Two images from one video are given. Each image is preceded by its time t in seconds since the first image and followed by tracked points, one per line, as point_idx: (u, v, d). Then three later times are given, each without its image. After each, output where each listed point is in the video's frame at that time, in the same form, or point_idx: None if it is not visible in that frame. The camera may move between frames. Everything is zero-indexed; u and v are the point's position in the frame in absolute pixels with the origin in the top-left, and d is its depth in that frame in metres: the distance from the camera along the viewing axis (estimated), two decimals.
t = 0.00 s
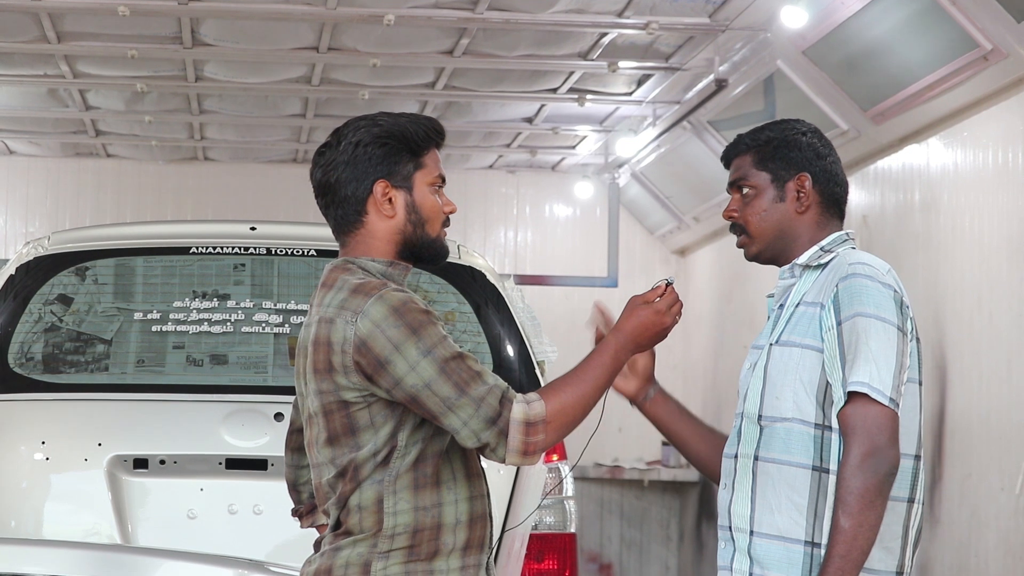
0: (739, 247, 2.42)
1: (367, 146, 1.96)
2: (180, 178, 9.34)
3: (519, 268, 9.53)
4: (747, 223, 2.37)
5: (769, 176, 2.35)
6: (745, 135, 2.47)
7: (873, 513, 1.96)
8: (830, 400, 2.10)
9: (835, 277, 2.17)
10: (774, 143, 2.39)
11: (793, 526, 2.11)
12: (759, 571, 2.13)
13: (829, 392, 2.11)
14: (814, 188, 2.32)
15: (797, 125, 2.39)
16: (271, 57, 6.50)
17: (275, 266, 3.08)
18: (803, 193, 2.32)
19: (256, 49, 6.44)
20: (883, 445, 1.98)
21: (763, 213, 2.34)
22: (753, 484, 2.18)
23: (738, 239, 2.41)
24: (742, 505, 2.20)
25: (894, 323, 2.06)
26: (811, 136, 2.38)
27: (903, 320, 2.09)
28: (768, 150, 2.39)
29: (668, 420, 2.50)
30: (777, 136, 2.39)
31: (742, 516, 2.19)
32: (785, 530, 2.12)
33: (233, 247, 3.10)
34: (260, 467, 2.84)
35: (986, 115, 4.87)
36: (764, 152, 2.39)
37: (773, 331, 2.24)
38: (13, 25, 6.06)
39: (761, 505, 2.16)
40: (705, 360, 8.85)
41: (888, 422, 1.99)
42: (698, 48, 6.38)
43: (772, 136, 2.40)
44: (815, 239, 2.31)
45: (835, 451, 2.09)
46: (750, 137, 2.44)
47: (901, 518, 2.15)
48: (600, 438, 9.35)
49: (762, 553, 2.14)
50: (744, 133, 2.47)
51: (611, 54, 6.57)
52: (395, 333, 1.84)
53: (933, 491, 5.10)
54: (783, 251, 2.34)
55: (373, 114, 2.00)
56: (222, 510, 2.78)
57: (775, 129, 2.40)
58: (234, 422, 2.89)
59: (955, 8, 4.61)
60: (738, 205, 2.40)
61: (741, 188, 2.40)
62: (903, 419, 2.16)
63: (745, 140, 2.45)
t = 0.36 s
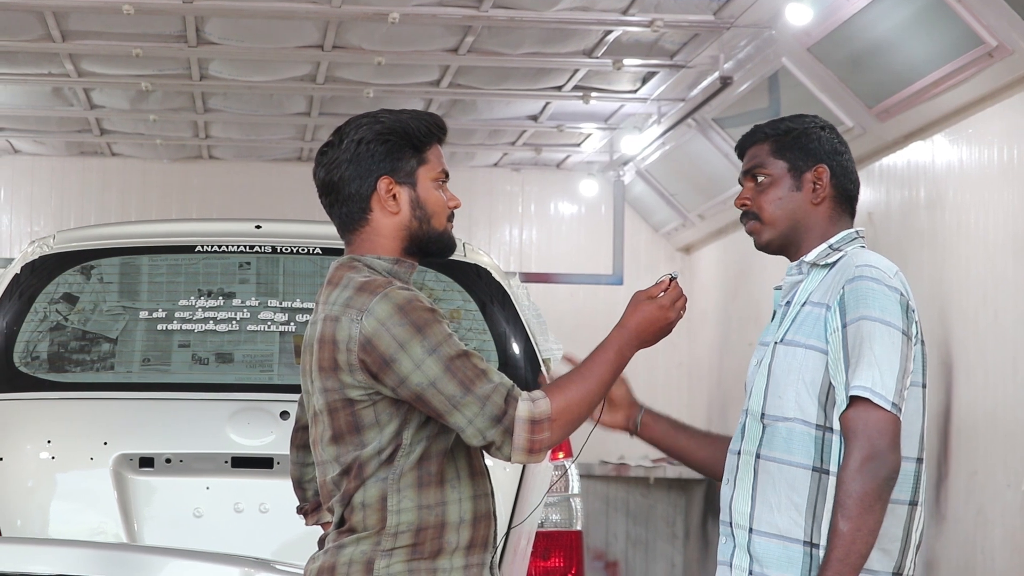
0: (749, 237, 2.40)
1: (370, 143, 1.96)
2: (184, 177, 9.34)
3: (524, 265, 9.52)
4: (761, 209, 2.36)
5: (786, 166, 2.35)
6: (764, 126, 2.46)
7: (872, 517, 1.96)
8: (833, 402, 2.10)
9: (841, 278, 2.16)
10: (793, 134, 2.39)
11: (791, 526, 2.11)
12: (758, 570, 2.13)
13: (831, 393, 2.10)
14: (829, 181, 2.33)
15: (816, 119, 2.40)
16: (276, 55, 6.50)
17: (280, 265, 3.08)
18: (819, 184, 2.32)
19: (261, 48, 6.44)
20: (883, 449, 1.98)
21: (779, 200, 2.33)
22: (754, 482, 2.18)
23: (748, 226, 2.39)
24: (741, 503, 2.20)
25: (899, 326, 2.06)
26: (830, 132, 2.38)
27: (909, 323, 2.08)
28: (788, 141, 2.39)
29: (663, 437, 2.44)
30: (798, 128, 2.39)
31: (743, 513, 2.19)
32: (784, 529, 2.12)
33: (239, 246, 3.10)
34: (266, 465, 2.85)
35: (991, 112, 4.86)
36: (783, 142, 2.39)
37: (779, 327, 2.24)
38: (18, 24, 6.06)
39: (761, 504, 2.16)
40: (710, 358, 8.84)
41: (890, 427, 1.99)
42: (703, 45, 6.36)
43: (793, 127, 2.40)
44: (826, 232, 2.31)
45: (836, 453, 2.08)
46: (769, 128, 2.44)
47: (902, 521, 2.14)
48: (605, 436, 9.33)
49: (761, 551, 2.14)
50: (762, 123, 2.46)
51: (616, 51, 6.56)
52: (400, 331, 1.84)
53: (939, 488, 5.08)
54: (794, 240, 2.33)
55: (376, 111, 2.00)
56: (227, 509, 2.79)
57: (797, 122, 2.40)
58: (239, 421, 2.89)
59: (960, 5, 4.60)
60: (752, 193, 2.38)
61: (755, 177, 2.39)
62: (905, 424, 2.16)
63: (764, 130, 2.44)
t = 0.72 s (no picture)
0: (750, 239, 2.41)
1: (375, 138, 1.96)
2: (189, 172, 9.34)
3: (529, 261, 9.50)
4: (762, 212, 2.36)
5: (785, 167, 2.36)
6: (755, 127, 2.46)
7: (892, 513, 1.95)
8: (847, 398, 2.09)
9: (854, 275, 2.15)
10: (788, 134, 2.39)
11: (806, 521, 2.11)
12: (772, 565, 2.14)
13: (846, 389, 2.09)
14: (829, 179, 2.34)
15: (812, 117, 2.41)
16: (281, 50, 6.49)
17: (285, 260, 3.12)
18: (818, 183, 2.33)
19: (266, 43, 6.43)
20: (903, 445, 1.97)
21: (780, 202, 2.34)
22: (766, 479, 2.18)
23: (750, 230, 2.40)
24: (753, 499, 2.20)
25: (913, 321, 2.05)
26: (822, 128, 2.40)
27: (922, 318, 2.08)
28: (782, 141, 2.39)
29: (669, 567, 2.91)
30: (791, 128, 2.40)
31: (755, 510, 2.19)
32: (797, 525, 2.12)
33: (243, 242, 3.12)
34: (271, 460, 2.91)
35: (996, 108, 4.84)
36: (778, 144, 2.39)
37: (787, 326, 2.24)
38: (22, 20, 6.05)
39: (774, 501, 2.16)
40: (715, 354, 8.83)
41: (909, 422, 1.98)
42: (708, 41, 6.35)
43: (785, 127, 2.40)
44: (828, 232, 2.32)
45: (852, 449, 2.07)
46: (762, 129, 2.44)
47: (911, 515, 2.14)
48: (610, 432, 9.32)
49: (774, 548, 2.14)
50: (754, 125, 2.47)
51: (620, 47, 6.55)
52: (404, 327, 1.83)
53: (943, 483, 5.08)
54: (798, 242, 2.34)
55: (382, 107, 2.00)
56: (232, 505, 2.86)
57: (789, 121, 2.41)
58: (243, 417, 2.94)
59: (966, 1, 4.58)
60: (751, 196, 2.39)
61: (754, 180, 2.39)
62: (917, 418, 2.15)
63: (757, 132, 2.44)
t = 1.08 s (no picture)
0: (751, 235, 2.42)
1: (380, 133, 1.96)
2: (192, 168, 9.34)
3: (532, 256, 9.49)
4: (766, 211, 2.36)
5: (791, 168, 2.35)
6: (764, 122, 2.45)
7: (896, 507, 1.95)
8: (851, 394, 2.09)
9: (855, 271, 2.16)
10: (797, 133, 2.38)
11: (814, 518, 2.11)
12: (780, 563, 2.13)
13: (849, 385, 2.10)
14: (834, 182, 2.34)
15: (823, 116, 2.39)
16: (285, 46, 6.50)
17: (287, 255, 3.17)
18: (823, 187, 2.34)
19: (269, 39, 6.43)
20: (906, 438, 1.97)
21: (784, 204, 2.34)
22: (772, 476, 2.18)
23: (752, 227, 2.40)
24: (759, 497, 2.20)
25: (914, 314, 2.05)
26: (831, 129, 2.39)
27: (923, 312, 2.09)
28: (791, 140, 2.38)
29: None
30: (800, 127, 2.39)
31: (760, 508, 2.19)
32: (805, 522, 2.11)
33: (246, 237, 3.19)
34: (274, 456, 2.93)
35: (1000, 103, 4.83)
36: (787, 143, 2.38)
37: (789, 323, 2.24)
38: (26, 14, 6.05)
39: (780, 499, 2.15)
40: (718, 349, 8.82)
41: (911, 415, 1.98)
42: (711, 36, 6.33)
43: (795, 127, 2.39)
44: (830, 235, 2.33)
45: (858, 445, 2.08)
46: (771, 126, 2.42)
47: (919, 509, 2.15)
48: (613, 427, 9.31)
49: (782, 545, 2.13)
50: (764, 119, 2.45)
51: (624, 42, 6.54)
52: (406, 323, 1.83)
53: (947, 479, 5.07)
54: (798, 243, 2.35)
55: (388, 101, 2.00)
56: (236, 501, 2.87)
57: (799, 120, 2.39)
58: (247, 412, 2.96)
59: None
60: (755, 193, 2.39)
61: (759, 178, 2.39)
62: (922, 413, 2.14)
63: (766, 129, 2.42)
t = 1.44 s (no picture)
0: (765, 228, 2.56)
1: (379, 129, 1.98)
2: (194, 164, 9.33)
3: (534, 253, 9.50)
4: (779, 204, 2.50)
5: (802, 162, 2.49)
6: (777, 118, 2.59)
7: (881, 506, 2.07)
8: (845, 392, 2.23)
9: (854, 269, 2.29)
10: (807, 128, 2.52)
11: (804, 515, 2.25)
12: (771, 558, 2.27)
13: (843, 383, 2.23)
14: (844, 175, 2.47)
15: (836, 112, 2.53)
16: (287, 42, 6.49)
17: (289, 252, 3.21)
18: (834, 179, 2.47)
19: (271, 35, 6.42)
20: (894, 438, 2.09)
21: (796, 196, 2.48)
22: (765, 471, 2.32)
23: (765, 220, 2.54)
24: (753, 492, 2.35)
25: (909, 315, 2.18)
26: (841, 122, 2.52)
27: (920, 313, 2.21)
28: (802, 135, 2.52)
29: None
30: (811, 121, 2.53)
31: (753, 503, 2.33)
32: (796, 519, 2.26)
33: (248, 234, 3.23)
34: (275, 453, 2.99)
35: (1002, 100, 4.82)
36: (797, 137, 2.52)
37: (791, 319, 2.38)
38: (27, 11, 6.04)
39: (773, 495, 2.30)
40: (720, 347, 8.83)
41: (901, 415, 2.11)
42: (713, 33, 6.32)
43: (806, 121, 2.53)
44: (840, 226, 2.46)
45: (848, 444, 2.21)
46: (783, 121, 2.57)
47: (914, 510, 2.29)
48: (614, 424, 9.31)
49: (773, 540, 2.28)
50: (775, 117, 2.59)
51: (625, 39, 6.53)
52: (408, 319, 1.84)
53: (948, 476, 5.07)
54: (810, 234, 2.48)
55: (389, 98, 2.02)
56: (237, 497, 2.94)
57: (809, 115, 2.53)
58: (249, 409, 3.02)
59: None
60: (768, 187, 2.53)
61: (772, 172, 2.53)
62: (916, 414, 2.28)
63: (778, 124, 2.57)
